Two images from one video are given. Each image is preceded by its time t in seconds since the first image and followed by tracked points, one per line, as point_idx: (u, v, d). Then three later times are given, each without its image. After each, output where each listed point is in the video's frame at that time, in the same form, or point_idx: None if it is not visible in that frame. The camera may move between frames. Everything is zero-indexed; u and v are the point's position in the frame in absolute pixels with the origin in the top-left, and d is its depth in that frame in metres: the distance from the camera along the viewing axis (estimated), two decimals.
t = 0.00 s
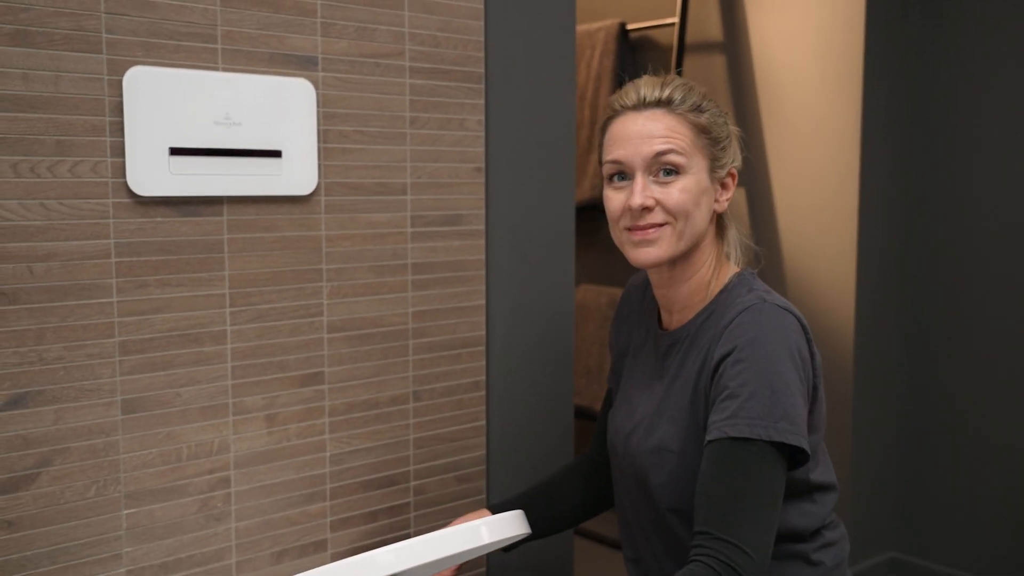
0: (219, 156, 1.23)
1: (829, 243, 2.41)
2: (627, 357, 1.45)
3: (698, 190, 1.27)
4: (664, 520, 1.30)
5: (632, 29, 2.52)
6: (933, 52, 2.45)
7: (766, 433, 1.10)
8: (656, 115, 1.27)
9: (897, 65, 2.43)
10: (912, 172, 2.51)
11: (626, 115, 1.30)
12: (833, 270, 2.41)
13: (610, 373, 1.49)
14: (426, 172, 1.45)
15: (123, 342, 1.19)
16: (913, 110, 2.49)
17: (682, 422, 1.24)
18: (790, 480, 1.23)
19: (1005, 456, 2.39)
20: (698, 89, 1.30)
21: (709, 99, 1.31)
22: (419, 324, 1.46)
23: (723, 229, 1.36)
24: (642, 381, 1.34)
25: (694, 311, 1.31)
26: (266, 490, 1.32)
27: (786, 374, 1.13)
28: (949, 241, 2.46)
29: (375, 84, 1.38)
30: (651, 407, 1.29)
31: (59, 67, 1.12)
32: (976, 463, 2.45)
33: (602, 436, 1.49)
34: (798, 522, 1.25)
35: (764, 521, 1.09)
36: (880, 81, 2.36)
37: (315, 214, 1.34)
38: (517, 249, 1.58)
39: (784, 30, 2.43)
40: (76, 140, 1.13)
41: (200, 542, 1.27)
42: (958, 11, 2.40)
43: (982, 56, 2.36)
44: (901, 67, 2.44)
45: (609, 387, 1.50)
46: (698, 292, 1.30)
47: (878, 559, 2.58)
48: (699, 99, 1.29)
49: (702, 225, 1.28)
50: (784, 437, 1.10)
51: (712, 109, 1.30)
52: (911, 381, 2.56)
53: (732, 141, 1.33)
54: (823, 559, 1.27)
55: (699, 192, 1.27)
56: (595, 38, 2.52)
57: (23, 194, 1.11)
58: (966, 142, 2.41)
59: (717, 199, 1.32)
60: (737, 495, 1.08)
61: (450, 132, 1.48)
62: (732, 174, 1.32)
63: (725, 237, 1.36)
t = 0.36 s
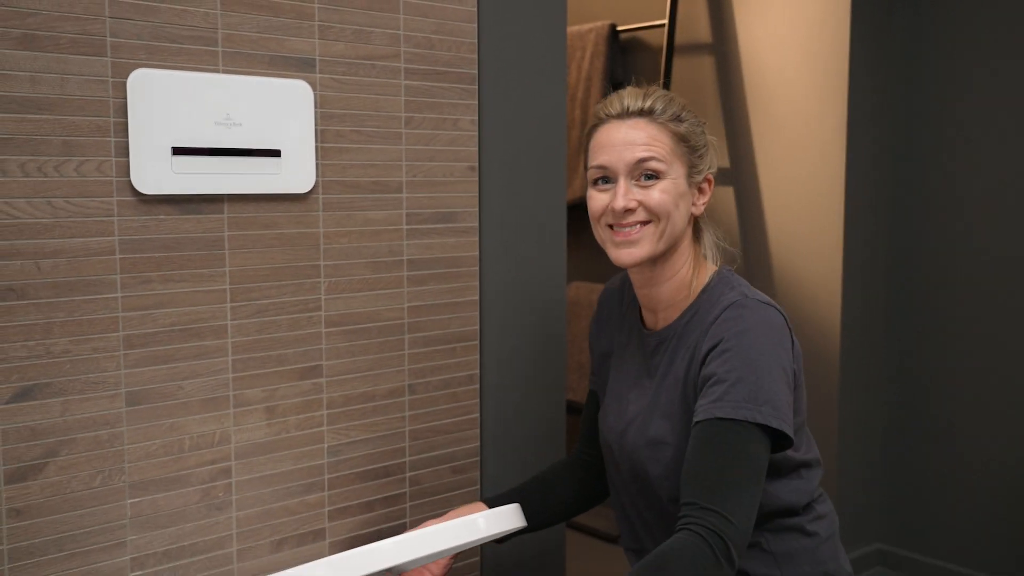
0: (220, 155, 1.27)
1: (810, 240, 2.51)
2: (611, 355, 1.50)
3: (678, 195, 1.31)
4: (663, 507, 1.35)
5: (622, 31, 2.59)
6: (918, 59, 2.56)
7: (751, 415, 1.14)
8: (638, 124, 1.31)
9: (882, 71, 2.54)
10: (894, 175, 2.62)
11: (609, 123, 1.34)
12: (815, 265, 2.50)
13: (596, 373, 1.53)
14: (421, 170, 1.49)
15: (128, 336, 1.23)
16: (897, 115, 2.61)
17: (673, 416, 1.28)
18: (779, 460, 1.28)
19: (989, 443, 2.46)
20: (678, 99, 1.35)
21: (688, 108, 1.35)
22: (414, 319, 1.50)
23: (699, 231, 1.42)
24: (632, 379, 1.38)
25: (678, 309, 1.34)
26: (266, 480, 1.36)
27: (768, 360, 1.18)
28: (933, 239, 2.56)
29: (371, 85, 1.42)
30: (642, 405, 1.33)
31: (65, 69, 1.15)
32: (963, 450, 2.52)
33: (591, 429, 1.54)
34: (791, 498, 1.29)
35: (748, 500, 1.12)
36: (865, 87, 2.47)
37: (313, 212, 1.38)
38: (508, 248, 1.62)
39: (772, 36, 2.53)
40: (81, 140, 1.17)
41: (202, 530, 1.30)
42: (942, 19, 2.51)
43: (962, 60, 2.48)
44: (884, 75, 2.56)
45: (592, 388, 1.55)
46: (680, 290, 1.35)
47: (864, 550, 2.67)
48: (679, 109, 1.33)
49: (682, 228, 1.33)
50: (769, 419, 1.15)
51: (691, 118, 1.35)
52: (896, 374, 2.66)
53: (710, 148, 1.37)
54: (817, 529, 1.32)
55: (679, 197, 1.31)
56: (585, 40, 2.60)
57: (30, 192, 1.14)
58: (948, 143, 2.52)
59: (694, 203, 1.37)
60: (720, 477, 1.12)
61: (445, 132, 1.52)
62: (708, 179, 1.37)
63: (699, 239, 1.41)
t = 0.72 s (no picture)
0: (223, 153, 1.31)
1: (797, 235, 2.57)
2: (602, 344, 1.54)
3: (671, 192, 1.36)
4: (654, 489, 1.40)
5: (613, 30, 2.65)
6: (904, 58, 2.62)
7: (744, 405, 1.19)
8: (631, 125, 1.35)
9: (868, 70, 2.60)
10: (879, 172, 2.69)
11: (603, 125, 1.38)
12: (802, 259, 2.56)
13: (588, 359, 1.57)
14: (418, 167, 1.53)
15: (135, 328, 1.27)
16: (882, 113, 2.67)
17: (668, 404, 1.33)
18: (765, 444, 1.33)
19: (973, 432, 2.52)
20: (668, 99, 1.39)
21: (678, 108, 1.40)
22: (412, 312, 1.55)
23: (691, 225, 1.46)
24: (626, 367, 1.43)
25: (674, 300, 1.38)
26: (267, 468, 1.40)
27: (759, 351, 1.23)
28: (917, 233, 2.62)
29: (369, 84, 1.46)
30: (636, 392, 1.38)
31: (74, 70, 1.19)
32: (946, 439, 2.58)
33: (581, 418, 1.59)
34: (775, 480, 1.34)
35: (737, 483, 1.16)
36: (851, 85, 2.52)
37: (313, 208, 1.42)
38: (502, 243, 1.66)
39: (759, 36, 2.59)
40: (89, 138, 1.21)
41: (207, 516, 1.35)
42: (927, 19, 2.57)
43: (945, 59, 2.53)
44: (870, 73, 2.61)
45: (585, 374, 1.59)
46: (676, 283, 1.39)
47: (850, 538, 2.73)
48: (670, 109, 1.38)
49: (676, 224, 1.38)
50: (759, 406, 1.19)
51: (681, 117, 1.39)
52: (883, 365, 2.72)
53: (699, 145, 1.42)
54: (799, 508, 1.37)
55: (672, 194, 1.36)
56: (576, 38, 2.66)
57: (41, 189, 1.18)
58: (932, 140, 2.57)
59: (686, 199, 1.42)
60: (712, 462, 1.15)
61: (440, 130, 1.56)
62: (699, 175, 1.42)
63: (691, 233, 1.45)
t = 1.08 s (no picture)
0: (228, 149, 1.35)
1: (788, 230, 2.62)
2: (595, 332, 1.59)
3: (662, 187, 1.41)
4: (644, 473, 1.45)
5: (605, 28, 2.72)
6: (893, 57, 2.67)
7: (728, 392, 1.24)
8: (624, 121, 1.40)
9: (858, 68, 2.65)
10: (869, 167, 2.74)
11: (597, 121, 1.42)
12: (792, 253, 2.61)
13: (582, 347, 1.62)
14: (417, 163, 1.58)
15: (144, 319, 1.31)
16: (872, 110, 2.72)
17: (656, 391, 1.38)
18: (751, 430, 1.38)
19: (959, 422, 2.58)
20: (662, 96, 1.44)
21: (671, 105, 1.44)
22: (411, 304, 1.59)
23: (682, 218, 1.51)
24: (616, 355, 1.48)
25: (664, 290, 1.43)
26: (271, 455, 1.45)
27: (743, 338, 1.28)
28: (905, 228, 2.67)
29: (369, 83, 1.51)
30: (626, 379, 1.43)
31: (85, 69, 1.23)
32: (934, 429, 2.64)
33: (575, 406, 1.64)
34: (761, 464, 1.40)
35: (722, 465, 1.21)
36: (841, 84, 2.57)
37: (315, 202, 1.46)
38: (497, 238, 1.71)
39: (750, 35, 2.64)
40: (100, 135, 1.25)
41: (213, 501, 1.39)
42: (916, 17, 2.62)
43: (934, 58, 2.58)
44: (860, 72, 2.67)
45: (579, 362, 1.64)
46: (665, 273, 1.43)
47: (839, 526, 2.79)
48: (663, 106, 1.42)
49: (666, 217, 1.42)
50: (743, 391, 1.24)
51: (673, 114, 1.44)
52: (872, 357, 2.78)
53: (691, 141, 1.47)
54: (784, 490, 1.42)
55: (663, 188, 1.41)
56: (570, 36, 2.72)
57: (53, 184, 1.22)
58: (920, 137, 2.63)
59: (677, 193, 1.46)
60: (698, 445, 1.21)
61: (439, 127, 1.60)
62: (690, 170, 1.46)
63: (682, 226, 1.50)
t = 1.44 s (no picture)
0: (234, 146, 1.40)
1: (779, 225, 2.67)
2: (592, 323, 1.64)
3: (657, 182, 1.45)
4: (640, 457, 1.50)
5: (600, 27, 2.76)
6: (884, 56, 2.72)
7: (720, 379, 1.28)
8: (619, 119, 1.45)
9: (851, 65, 2.70)
10: (861, 163, 2.79)
11: (594, 118, 1.47)
12: (783, 248, 2.66)
13: (579, 336, 1.67)
14: (416, 159, 1.62)
15: (153, 310, 1.35)
16: (863, 106, 2.77)
17: (651, 379, 1.43)
18: (742, 417, 1.43)
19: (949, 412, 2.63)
20: (657, 94, 1.48)
21: (666, 102, 1.49)
22: (411, 296, 1.64)
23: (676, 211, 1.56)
24: (613, 345, 1.53)
25: (659, 282, 1.48)
26: (276, 442, 1.49)
27: (735, 328, 1.33)
28: (895, 222, 2.73)
29: (370, 81, 1.55)
30: (621, 368, 1.48)
31: (97, 68, 1.28)
32: (922, 420, 2.70)
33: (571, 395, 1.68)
34: (751, 450, 1.45)
35: (714, 449, 1.26)
36: (833, 82, 2.62)
37: (318, 197, 1.51)
38: (495, 233, 1.75)
39: (742, 34, 2.69)
40: (111, 132, 1.29)
41: (220, 486, 1.44)
42: (906, 15, 2.67)
43: (923, 57, 2.64)
44: (852, 70, 2.72)
45: (576, 351, 1.69)
46: (661, 265, 1.48)
47: (829, 515, 2.84)
48: (657, 103, 1.47)
49: (661, 212, 1.47)
50: (735, 379, 1.29)
51: (668, 111, 1.48)
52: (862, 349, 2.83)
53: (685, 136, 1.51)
54: (773, 476, 1.47)
55: (658, 184, 1.45)
56: (565, 36, 2.77)
57: (66, 179, 1.26)
58: (910, 134, 2.68)
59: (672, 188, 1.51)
60: (691, 431, 1.26)
61: (438, 124, 1.65)
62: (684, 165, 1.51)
63: (676, 219, 1.54)
